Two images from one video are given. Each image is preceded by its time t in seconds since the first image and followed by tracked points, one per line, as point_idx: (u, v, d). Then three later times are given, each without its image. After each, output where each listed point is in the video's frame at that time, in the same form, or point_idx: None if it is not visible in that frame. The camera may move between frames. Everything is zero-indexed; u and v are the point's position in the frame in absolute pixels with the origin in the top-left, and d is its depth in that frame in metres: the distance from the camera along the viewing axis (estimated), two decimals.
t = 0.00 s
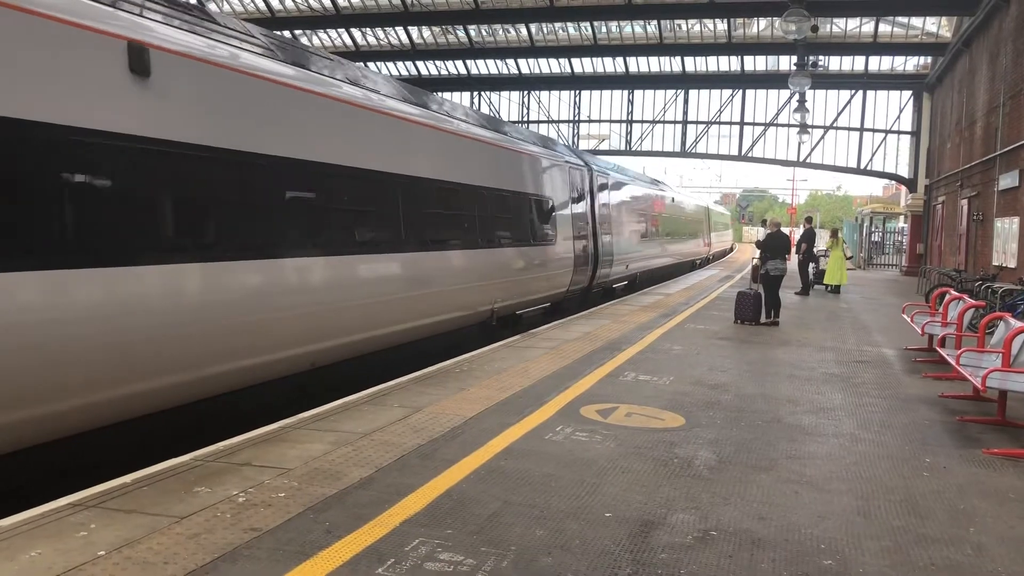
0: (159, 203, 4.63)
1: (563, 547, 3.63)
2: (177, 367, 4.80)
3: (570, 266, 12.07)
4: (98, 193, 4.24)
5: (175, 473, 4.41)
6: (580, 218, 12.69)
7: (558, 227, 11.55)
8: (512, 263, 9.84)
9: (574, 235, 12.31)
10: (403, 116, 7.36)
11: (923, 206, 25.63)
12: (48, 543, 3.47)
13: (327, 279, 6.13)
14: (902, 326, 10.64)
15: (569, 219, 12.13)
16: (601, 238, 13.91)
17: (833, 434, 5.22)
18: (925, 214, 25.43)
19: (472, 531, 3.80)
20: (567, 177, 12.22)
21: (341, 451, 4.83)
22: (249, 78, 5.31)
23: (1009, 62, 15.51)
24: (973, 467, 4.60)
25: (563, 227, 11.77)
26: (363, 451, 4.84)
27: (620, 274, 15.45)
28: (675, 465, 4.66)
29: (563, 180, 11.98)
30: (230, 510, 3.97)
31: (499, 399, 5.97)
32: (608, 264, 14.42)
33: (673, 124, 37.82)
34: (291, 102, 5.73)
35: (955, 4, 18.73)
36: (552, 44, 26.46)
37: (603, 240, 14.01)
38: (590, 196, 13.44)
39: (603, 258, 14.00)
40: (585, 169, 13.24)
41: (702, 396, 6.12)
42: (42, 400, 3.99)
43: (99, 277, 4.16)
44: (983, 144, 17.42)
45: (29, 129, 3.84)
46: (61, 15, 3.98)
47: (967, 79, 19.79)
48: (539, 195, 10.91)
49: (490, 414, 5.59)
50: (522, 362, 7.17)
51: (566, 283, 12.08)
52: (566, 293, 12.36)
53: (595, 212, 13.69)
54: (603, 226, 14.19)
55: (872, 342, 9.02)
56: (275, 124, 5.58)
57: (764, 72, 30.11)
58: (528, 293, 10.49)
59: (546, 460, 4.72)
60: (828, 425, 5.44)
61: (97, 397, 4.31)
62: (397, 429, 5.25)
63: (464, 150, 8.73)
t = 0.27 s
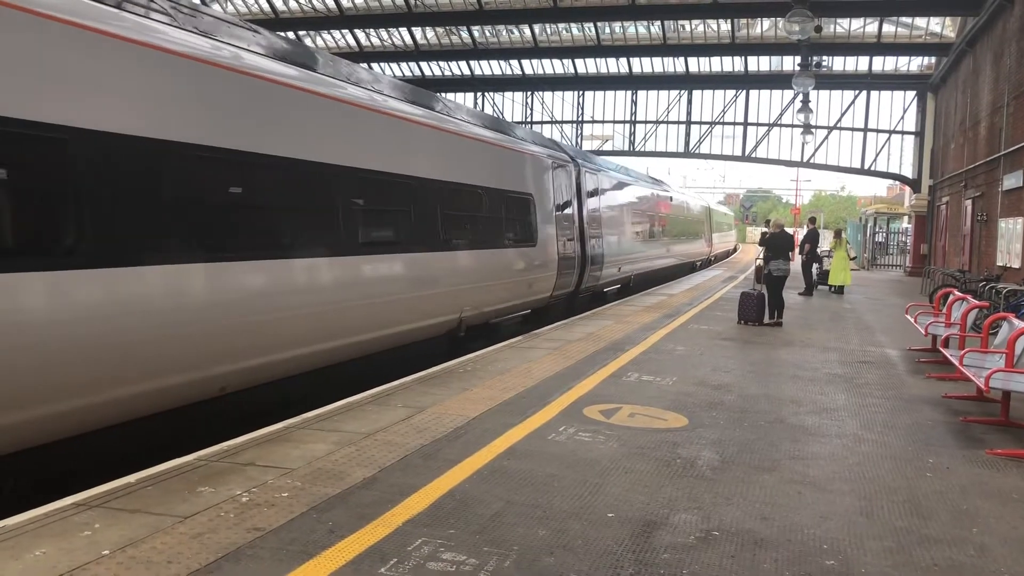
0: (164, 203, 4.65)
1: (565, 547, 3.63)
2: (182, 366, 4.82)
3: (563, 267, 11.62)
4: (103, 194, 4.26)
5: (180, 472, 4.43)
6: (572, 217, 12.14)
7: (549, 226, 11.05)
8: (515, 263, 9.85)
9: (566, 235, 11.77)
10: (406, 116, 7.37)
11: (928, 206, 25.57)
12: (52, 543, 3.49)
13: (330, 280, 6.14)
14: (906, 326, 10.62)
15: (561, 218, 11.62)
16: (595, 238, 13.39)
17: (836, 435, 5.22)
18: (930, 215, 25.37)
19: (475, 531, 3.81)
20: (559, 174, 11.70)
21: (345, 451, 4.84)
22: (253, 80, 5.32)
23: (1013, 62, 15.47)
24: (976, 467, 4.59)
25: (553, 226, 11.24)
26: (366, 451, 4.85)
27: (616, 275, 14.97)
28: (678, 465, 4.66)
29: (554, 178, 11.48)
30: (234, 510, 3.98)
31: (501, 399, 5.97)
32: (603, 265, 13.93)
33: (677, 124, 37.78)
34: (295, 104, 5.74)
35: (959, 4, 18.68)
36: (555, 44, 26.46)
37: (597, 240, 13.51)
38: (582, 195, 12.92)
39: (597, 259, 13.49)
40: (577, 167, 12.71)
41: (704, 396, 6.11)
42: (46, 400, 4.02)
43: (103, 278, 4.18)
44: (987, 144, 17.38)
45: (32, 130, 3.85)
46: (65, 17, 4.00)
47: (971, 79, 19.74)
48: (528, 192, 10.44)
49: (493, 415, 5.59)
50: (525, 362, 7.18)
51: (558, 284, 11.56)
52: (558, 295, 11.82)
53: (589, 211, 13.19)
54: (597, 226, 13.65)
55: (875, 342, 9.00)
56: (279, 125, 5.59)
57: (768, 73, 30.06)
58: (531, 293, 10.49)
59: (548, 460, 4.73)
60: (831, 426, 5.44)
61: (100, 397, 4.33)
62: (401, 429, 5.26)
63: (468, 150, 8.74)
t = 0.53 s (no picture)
0: (167, 206, 4.66)
1: (567, 548, 3.64)
2: (184, 368, 4.85)
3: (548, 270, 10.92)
4: (106, 196, 4.28)
5: (182, 474, 4.44)
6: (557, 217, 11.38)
7: (531, 227, 10.35)
8: (517, 264, 9.86)
9: (551, 236, 11.06)
10: (408, 117, 7.37)
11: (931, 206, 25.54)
12: (55, 544, 3.50)
13: (333, 281, 6.15)
14: (909, 327, 10.61)
15: (546, 218, 10.92)
16: (585, 239, 12.68)
17: (838, 435, 5.22)
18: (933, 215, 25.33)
19: (478, 531, 3.82)
20: (544, 171, 10.98)
21: (347, 452, 4.85)
22: (254, 81, 5.34)
23: (1016, 62, 15.44)
24: (980, 467, 4.59)
25: (536, 227, 10.54)
26: (369, 452, 4.86)
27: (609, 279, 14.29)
28: (680, 465, 4.66)
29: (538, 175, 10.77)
30: (237, 511, 3.99)
31: (503, 400, 5.98)
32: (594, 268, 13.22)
33: (679, 125, 37.76)
34: (296, 105, 5.76)
35: (961, 4, 18.66)
36: (558, 45, 26.47)
37: (587, 242, 12.79)
38: (571, 194, 12.19)
39: (588, 262, 12.78)
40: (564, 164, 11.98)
41: (707, 397, 6.11)
42: (50, 401, 4.04)
43: (107, 280, 4.20)
44: (990, 144, 17.35)
45: (36, 132, 3.86)
46: (68, 19, 4.02)
47: (974, 79, 19.71)
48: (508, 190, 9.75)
49: (495, 415, 5.60)
50: (528, 363, 7.19)
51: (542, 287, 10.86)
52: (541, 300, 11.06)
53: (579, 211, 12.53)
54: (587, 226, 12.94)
55: (878, 342, 8.99)
56: (281, 126, 5.61)
57: (770, 73, 30.02)
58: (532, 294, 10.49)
59: (551, 461, 4.73)
60: (834, 426, 5.43)
61: (103, 399, 4.34)
62: (403, 430, 5.26)
63: (470, 151, 8.75)
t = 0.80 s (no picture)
0: (169, 206, 4.67)
1: (568, 548, 3.64)
2: (185, 370, 4.86)
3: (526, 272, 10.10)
4: (108, 197, 4.28)
5: (184, 475, 4.45)
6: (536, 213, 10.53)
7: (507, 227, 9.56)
8: (518, 265, 9.86)
9: (530, 236, 10.26)
10: (409, 118, 7.39)
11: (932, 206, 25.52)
12: (57, 545, 3.51)
13: (333, 282, 6.15)
14: (910, 326, 10.61)
15: (525, 216, 10.12)
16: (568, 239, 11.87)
17: (839, 435, 5.21)
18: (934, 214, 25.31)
19: (479, 532, 3.82)
20: (522, 165, 10.18)
21: (349, 453, 4.85)
22: (254, 82, 5.34)
23: (1017, 61, 15.42)
24: (981, 467, 4.58)
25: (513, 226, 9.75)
26: (370, 453, 4.86)
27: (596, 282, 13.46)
28: (681, 466, 4.66)
29: (515, 170, 9.97)
30: (238, 512, 4.00)
31: (504, 400, 5.98)
32: (579, 271, 12.41)
33: (680, 125, 37.74)
34: (297, 106, 5.77)
35: (962, 3, 18.65)
36: (558, 46, 26.45)
37: (571, 244, 12.00)
38: (551, 193, 11.37)
39: (571, 266, 11.98)
40: (544, 159, 11.16)
41: (708, 397, 6.11)
42: (51, 403, 4.04)
43: (109, 281, 4.21)
44: (991, 144, 17.33)
45: (38, 133, 3.87)
46: (67, 20, 4.02)
47: (975, 79, 19.69)
48: (481, 186, 8.99)
49: (496, 416, 5.60)
50: (529, 363, 7.19)
51: (519, 292, 10.03)
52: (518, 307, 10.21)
53: (562, 210, 11.73)
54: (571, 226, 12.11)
55: (879, 342, 8.99)
56: (282, 127, 5.62)
57: (771, 73, 30.00)
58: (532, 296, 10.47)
59: (552, 462, 4.73)
60: (835, 426, 5.43)
61: (104, 400, 4.35)
62: (404, 431, 5.27)
63: (471, 152, 8.77)
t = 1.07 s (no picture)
0: (171, 205, 4.67)
1: (568, 547, 3.64)
2: (185, 370, 4.86)
3: (499, 274, 9.34)
4: (110, 196, 4.29)
5: (184, 474, 4.45)
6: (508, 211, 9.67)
7: (474, 226, 8.67)
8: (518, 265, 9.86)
9: (501, 236, 9.41)
10: (408, 117, 7.39)
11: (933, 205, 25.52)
12: (58, 544, 3.52)
13: (333, 282, 6.14)
14: (911, 325, 10.60)
15: (496, 215, 9.28)
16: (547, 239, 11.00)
17: (840, 434, 5.21)
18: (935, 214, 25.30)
19: (479, 531, 3.82)
20: (493, 159, 9.29)
21: (349, 452, 4.85)
22: (254, 81, 5.34)
23: (1017, 60, 15.41)
24: (981, 466, 4.58)
25: (481, 225, 8.88)
26: (371, 452, 4.86)
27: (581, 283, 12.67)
28: (682, 465, 4.66)
29: (485, 164, 9.09)
30: (238, 512, 4.00)
31: (505, 400, 5.98)
32: (560, 272, 11.56)
33: (680, 124, 37.73)
34: (296, 105, 5.76)
35: (962, 2, 18.64)
36: (558, 45, 26.43)
37: (552, 243, 11.15)
38: (529, 188, 10.50)
39: (552, 268, 11.13)
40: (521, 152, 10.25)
41: (708, 396, 6.10)
42: (50, 403, 4.05)
43: (110, 280, 4.21)
44: (992, 143, 17.33)
45: (38, 132, 3.86)
46: (66, 19, 4.02)
47: (975, 78, 19.69)
48: (443, 182, 8.09)
49: (496, 415, 5.60)
50: (529, 362, 7.19)
51: (489, 297, 9.21)
52: (488, 314, 9.37)
53: (540, 207, 10.87)
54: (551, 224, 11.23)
55: (880, 341, 8.98)
56: (283, 126, 5.63)
57: (771, 72, 29.99)
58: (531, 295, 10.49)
59: (552, 461, 4.73)
60: (835, 425, 5.43)
61: (105, 400, 4.36)
62: (404, 430, 5.27)
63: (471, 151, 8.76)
